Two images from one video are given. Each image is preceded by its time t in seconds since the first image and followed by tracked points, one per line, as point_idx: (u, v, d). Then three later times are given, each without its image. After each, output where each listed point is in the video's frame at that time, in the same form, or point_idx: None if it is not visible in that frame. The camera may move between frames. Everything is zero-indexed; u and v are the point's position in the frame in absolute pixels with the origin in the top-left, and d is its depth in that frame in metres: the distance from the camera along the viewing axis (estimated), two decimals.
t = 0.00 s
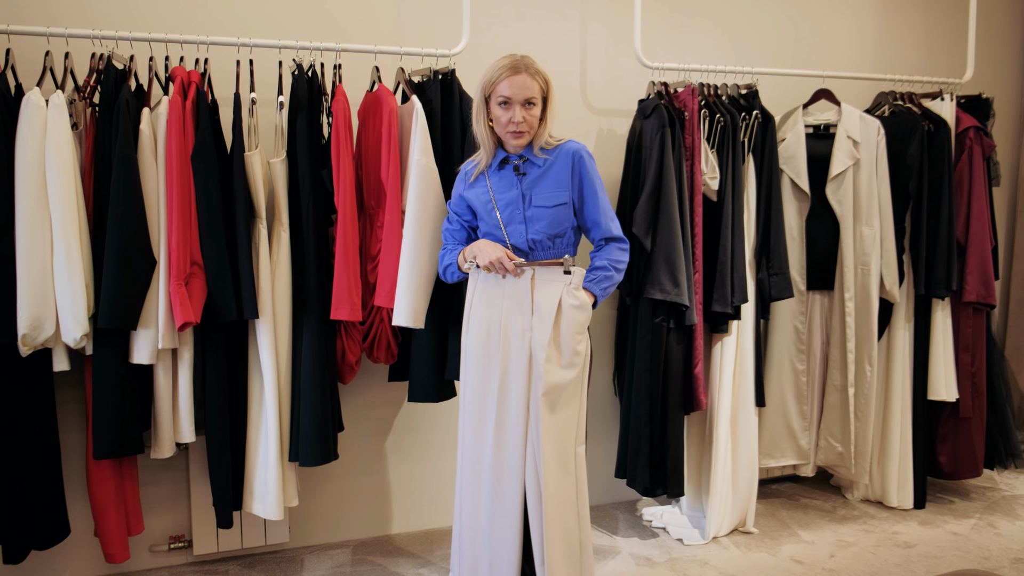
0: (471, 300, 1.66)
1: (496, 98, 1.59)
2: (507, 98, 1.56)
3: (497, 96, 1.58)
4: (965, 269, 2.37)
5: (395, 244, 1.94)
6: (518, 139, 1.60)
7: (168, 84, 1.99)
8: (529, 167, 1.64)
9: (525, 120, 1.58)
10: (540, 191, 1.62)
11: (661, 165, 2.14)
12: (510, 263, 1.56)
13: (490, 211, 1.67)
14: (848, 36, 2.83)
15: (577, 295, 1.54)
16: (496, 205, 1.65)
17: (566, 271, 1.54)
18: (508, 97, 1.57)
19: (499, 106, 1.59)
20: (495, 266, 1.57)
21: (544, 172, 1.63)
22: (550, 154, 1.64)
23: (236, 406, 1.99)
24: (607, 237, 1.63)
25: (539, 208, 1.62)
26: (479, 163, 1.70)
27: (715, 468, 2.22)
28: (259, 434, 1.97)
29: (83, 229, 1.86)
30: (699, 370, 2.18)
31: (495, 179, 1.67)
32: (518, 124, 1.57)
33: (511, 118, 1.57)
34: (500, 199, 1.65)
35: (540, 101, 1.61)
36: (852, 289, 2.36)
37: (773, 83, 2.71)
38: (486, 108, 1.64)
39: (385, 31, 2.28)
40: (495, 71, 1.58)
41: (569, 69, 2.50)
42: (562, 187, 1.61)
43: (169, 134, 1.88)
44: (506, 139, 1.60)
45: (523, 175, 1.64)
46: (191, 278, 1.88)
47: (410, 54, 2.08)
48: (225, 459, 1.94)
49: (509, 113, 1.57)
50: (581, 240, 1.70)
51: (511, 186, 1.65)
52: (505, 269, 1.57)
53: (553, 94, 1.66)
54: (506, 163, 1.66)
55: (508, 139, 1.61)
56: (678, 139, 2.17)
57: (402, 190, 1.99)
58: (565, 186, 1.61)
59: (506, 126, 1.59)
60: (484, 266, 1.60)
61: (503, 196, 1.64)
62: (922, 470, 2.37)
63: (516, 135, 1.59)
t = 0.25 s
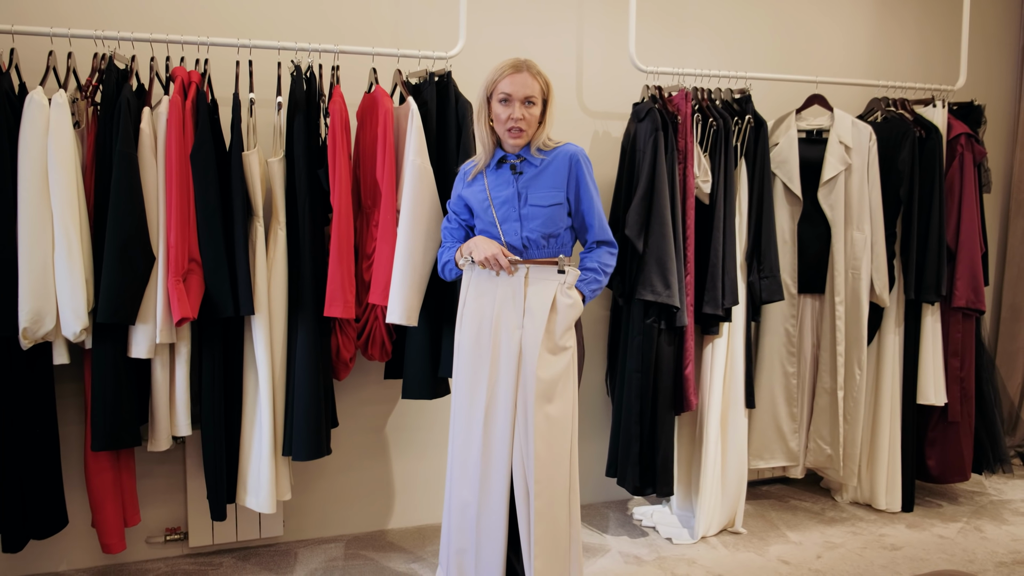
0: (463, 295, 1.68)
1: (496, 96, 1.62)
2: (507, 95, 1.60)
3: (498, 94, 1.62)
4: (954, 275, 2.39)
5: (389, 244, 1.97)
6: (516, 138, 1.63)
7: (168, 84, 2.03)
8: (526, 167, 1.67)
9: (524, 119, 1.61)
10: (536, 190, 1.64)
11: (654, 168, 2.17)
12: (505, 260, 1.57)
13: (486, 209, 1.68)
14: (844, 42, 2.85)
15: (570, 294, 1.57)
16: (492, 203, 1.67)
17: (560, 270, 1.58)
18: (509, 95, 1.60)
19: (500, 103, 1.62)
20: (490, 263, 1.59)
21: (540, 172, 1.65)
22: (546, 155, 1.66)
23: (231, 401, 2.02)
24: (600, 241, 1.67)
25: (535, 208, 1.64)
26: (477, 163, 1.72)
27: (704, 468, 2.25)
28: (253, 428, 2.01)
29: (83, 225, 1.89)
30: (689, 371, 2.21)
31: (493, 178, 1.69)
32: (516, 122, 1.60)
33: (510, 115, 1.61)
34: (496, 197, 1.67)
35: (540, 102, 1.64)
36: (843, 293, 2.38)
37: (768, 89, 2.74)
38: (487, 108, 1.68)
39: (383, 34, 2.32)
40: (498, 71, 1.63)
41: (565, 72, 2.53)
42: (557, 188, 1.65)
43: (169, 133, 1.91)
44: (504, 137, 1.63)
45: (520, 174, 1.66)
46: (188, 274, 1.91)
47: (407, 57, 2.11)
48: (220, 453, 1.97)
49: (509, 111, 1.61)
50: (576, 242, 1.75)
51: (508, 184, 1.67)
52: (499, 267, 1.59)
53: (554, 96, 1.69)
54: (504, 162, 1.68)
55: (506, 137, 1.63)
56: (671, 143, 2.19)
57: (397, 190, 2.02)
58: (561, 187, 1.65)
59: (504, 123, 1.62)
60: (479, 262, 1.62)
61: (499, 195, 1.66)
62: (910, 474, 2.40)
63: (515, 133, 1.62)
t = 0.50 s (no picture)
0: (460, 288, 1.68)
1: (495, 91, 1.65)
2: (504, 89, 1.63)
3: (495, 89, 1.65)
4: (946, 271, 2.41)
5: (385, 241, 2.00)
6: (517, 129, 1.65)
7: (168, 84, 2.06)
8: (527, 163, 1.68)
9: (523, 109, 1.63)
10: (535, 186, 1.65)
11: (646, 165, 2.19)
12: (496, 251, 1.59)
13: (485, 201, 1.70)
14: (838, 40, 2.87)
15: (564, 286, 1.59)
16: (492, 196, 1.69)
17: (551, 265, 1.58)
18: (505, 89, 1.63)
19: (498, 98, 1.65)
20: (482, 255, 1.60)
21: (541, 168, 1.67)
22: (550, 153, 1.69)
23: (230, 396, 2.05)
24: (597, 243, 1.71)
25: (533, 203, 1.65)
26: (482, 157, 1.75)
27: (698, 462, 2.28)
28: (252, 422, 2.04)
29: (86, 223, 1.93)
30: (682, 366, 2.24)
31: (494, 171, 1.71)
32: (515, 113, 1.63)
33: (509, 108, 1.63)
34: (495, 190, 1.68)
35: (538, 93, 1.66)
36: (835, 289, 2.41)
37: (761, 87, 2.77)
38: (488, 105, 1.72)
39: (380, 33, 2.35)
40: (494, 68, 1.67)
41: (560, 71, 2.56)
42: (557, 186, 1.65)
43: (169, 132, 1.95)
44: (506, 130, 1.65)
45: (521, 169, 1.67)
46: (188, 270, 1.95)
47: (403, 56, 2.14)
48: (219, 447, 2.01)
49: (507, 103, 1.63)
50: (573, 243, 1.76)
51: (508, 178, 1.68)
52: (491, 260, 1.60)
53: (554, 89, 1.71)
54: (506, 156, 1.70)
55: (508, 130, 1.66)
56: (664, 141, 2.22)
57: (392, 188, 2.05)
58: (561, 186, 1.65)
59: (504, 116, 1.64)
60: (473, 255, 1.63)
61: (499, 188, 1.68)
62: (902, 468, 2.42)
63: (515, 125, 1.64)
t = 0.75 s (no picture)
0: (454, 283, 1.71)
1: (489, 95, 1.69)
2: (496, 91, 1.65)
3: (489, 93, 1.68)
4: (937, 267, 2.44)
5: (382, 239, 2.04)
6: (516, 127, 1.68)
7: (168, 84, 2.10)
8: (529, 161, 1.70)
9: (518, 107, 1.65)
10: (536, 184, 1.68)
11: (640, 163, 2.22)
12: (490, 245, 1.60)
13: (485, 196, 1.72)
14: (831, 39, 2.90)
15: (554, 283, 1.62)
16: (492, 192, 1.71)
17: (544, 261, 1.61)
18: (497, 91, 1.66)
19: (493, 101, 1.68)
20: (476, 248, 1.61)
21: (543, 165, 1.69)
22: (557, 149, 1.71)
23: (231, 391, 2.09)
24: (594, 246, 1.74)
25: (533, 200, 1.67)
26: (484, 156, 1.76)
27: (692, 456, 2.31)
28: (252, 417, 2.07)
29: (88, 221, 1.97)
30: (676, 361, 2.27)
31: (495, 168, 1.73)
32: (511, 112, 1.65)
33: (504, 109, 1.66)
34: (496, 186, 1.70)
35: (531, 87, 1.68)
36: (827, 285, 2.43)
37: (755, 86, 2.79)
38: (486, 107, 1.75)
39: (377, 33, 2.39)
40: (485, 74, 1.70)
41: (556, 70, 2.59)
42: (557, 186, 1.68)
43: (169, 132, 1.98)
44: (506, 130, 1.68)
45: (522, 166, 1.69)
46: (188, 267, 1.98)
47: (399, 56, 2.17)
48: (219, 441, 2.04)
49: (501, 103, 1.66)
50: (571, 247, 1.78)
51: (509, 175, 1.70)
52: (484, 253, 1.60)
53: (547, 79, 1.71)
54: (508, 154, 1.72)
55: (508, 130, 1.69)
56: (657, 139, 2.24)
57: (389, 187, 2.08)
58: (561, 186, 1.68)
59: (502, 118, 1.67)
60: (466, 245, 1.65)
61: (499, 184, 1.70)
62: (895, 461, 2.45)
63: (513, 123, 1.67)
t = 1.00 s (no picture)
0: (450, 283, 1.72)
1: (487, 96, 1.71)
2: (494, 92, 1.68)
3: (487, 93, 1.71)
4: (932, 266, 2.46)
5: (382, 238, 2.07)
6: (511, 130, 1.69)
7: (172, 86, 2.13)
8: (525, 162, 1.73)
9: (514, 110, 1.68)
10: (532, 184, 1.70)
11: (637, 163, 2.24)
12: (487, 243, 1.62)
13: (482, 198, 1.74)
14: (828, 40, 2.92)
15: (552, 282, 1.62)
16: (488, 193, 1.73)
17: (540, 260, 1.61)
18: (495, 92, 1.68)
19: (491, 101, 1.71)
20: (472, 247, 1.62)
21: (539, 166, 1.72)
22: (552, 151, 1.74)
23: (234, 387, 2.13)
24: (595, 246, 1.78)
25: (529, 200, 1.70)
26: (480, 158, 1.80)
27: (689, 453, 2.33)
28: (256, 413, 2.11)
29: (93, 221, 2.00)
30: (673, 359, 2.30)
31: (491, 170, 1.75)
32: (506, 114, 1.67)
33: (500, 110, 1.68)
34: (492, 187, 1.73)
35: (530, 92, 1.70)
36: (823, 283, 2.46)
37: (752, 86, 2.82)
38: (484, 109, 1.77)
39: (377, 36, 2.42)
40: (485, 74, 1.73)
41: (554, 71, 2.62)
42: (553, 186, 1.70)
43: (173, 133, 2.02)
44: (500, 132, 1.70)
45: (518, 167, 1.72)
46: (192, 266, 2.02)
47: (399, 59, 2.21)
48: (223, 437, 2.08)
49: (498, 105, 1.68)
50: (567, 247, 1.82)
51: (505, 176, 1.73)
52: (481, 253, 1.62)
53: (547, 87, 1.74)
54: (505, 155, 1.75)
55: (502, 131, 1.70)
56: (654, 139, 2.27)
57: (390, 187, 2.12)
58: (557, 187, 1.71)
59: (497, 119, 1.70)
60: (462, 245, 1.66)
61: (496, 185, 1.72)
62: (890, 458, 2.47)
63: (508, 125, 1.69)
